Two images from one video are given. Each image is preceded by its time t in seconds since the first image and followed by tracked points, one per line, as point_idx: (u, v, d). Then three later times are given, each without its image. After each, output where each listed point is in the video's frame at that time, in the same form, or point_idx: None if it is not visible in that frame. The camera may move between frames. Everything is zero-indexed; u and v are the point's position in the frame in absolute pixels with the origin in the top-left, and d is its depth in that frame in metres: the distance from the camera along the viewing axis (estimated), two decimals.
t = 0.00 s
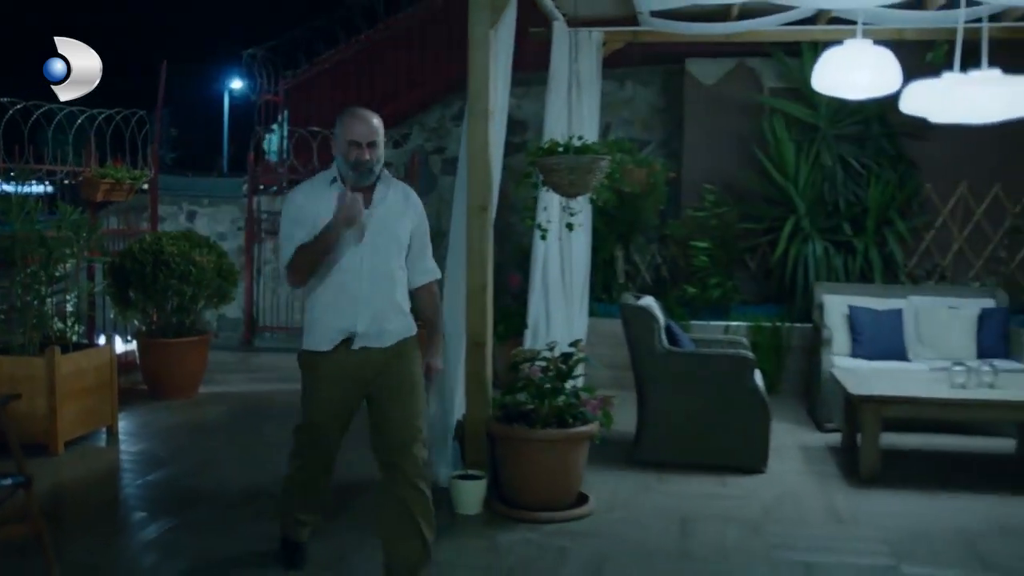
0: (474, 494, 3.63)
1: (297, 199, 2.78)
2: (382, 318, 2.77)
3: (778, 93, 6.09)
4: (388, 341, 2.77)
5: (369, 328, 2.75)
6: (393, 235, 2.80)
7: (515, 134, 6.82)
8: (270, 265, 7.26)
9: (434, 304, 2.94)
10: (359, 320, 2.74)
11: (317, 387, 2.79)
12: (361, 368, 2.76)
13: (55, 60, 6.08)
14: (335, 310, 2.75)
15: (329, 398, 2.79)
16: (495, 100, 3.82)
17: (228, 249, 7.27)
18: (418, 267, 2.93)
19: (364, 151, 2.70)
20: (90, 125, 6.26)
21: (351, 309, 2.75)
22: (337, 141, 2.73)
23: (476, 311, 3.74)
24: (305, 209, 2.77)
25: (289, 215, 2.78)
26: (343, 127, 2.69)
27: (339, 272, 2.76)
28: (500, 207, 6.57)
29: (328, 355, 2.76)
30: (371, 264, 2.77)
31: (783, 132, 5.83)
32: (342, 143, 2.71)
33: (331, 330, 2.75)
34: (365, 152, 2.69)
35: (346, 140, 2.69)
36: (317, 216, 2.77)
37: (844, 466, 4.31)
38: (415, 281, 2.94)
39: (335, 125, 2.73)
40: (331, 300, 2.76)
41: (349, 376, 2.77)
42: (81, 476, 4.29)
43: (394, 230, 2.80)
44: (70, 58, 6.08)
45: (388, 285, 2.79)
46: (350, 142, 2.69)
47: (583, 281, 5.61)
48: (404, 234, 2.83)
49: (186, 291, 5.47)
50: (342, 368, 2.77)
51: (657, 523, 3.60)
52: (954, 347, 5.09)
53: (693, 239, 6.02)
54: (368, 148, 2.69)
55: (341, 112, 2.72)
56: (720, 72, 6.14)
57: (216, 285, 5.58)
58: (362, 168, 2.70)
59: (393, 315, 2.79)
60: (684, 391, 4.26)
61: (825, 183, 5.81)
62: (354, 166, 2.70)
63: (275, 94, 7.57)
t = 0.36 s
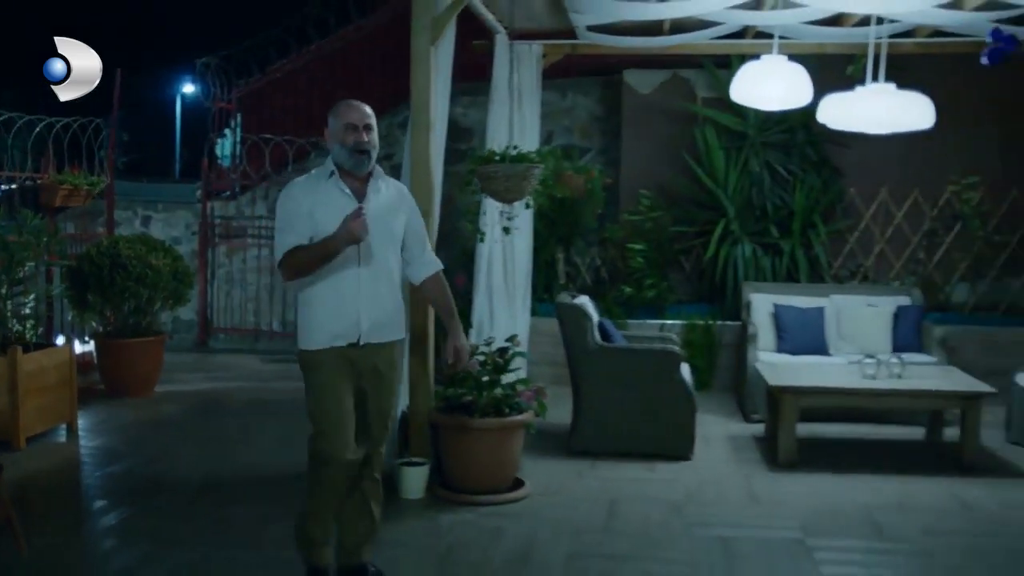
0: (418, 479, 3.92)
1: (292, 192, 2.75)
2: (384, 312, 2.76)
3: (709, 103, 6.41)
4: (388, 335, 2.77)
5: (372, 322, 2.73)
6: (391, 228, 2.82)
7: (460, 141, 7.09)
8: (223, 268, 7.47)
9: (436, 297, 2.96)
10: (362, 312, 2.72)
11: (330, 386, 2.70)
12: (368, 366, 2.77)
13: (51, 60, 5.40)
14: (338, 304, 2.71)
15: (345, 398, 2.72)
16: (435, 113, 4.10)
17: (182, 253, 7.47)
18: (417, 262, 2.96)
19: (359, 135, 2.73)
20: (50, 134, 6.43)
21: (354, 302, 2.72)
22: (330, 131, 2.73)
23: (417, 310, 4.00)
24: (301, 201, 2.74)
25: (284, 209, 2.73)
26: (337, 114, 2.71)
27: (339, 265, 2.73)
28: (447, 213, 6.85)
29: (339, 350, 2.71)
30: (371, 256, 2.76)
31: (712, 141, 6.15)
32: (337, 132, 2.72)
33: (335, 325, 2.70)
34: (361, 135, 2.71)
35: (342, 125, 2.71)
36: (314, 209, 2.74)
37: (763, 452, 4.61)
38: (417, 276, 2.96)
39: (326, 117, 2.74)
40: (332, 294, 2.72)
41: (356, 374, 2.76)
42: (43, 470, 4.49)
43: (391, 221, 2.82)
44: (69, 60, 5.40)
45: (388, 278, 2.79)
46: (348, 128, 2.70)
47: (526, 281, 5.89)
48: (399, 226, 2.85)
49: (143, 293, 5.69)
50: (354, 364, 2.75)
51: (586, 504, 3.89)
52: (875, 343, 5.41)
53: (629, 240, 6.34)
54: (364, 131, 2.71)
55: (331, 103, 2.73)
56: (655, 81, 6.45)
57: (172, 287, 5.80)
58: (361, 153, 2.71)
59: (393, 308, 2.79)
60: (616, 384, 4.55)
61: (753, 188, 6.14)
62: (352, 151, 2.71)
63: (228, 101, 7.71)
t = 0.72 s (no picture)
0: (362, 466, 4.16)
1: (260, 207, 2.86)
2: (356, 325, 2.89)
3: (645, 110, 6.70)
4: (360, 347, 2.90)
5: (347, 335, 2.86)
6: (356, 242, 2.96)
7: (407, 145, 7.33)
8: (176, 270, 7.66)
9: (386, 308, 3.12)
10: (338, 325, 2.85)
11: (310, 403, 2.83)
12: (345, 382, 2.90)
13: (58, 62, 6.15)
14: (314, 320, 2.83)
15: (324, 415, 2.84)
16: (375, 123, 4.35)
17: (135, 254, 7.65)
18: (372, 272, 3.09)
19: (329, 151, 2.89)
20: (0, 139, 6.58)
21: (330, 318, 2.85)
22: (297, 145, 2.89)
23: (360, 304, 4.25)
24: (272, 218, 2.85)
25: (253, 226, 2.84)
26: (306, 130, 2.87)
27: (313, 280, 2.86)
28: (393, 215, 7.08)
29: (317, 365, 2.84)
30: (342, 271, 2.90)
31: (646, 147, 6.44)
32: (306, 146, 2.87)
33: (312, 340, 2.82)
34: (331, 150, 2.88)
35: (312, 141, 2.87)
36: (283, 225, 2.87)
37: (690, 441, 4.89)
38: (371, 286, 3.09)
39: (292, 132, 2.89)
40: (307, 310, 2.84)
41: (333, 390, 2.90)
42: None
43: (356, 235, 2.97)
44: (71, 61, 6.21)
45: (357, 291, 2.94)
46: (317, 142, 2.87)
47: (470, 280, 6.14)
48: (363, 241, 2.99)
49: (96, 292, 5.86)
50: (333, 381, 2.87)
51: (519, 488, 4.15)
52: (797, 337, 5.73)
53: (569, 241, 6.63)
54: (333, 146, 2.88)
55: (297, 118, 2.89)
56: (594, 90, 6.73)
57: (125, 287, 5.96)
58: (332, 167, 2.87)
59: (363, 321, 2.92)
60: (551, 377, 4.81)
61: (684, 192, 6.43)
62: (323, 166, 2.87)
63: (179, 106, 7.92)
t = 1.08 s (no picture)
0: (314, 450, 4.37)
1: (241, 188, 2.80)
2: (334, 315, 2.85)
3: (591, 110, 6.95)
4: (333, 339, 2.84)
5: (318, 324, 2.81)
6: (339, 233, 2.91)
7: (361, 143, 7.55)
8: (135, 265, 7.82)
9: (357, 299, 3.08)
10: (312, 314, 2.81)
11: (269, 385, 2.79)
12: (319, 371, 2.84)
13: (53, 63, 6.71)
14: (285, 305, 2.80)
15: (284, 399, 2.80)
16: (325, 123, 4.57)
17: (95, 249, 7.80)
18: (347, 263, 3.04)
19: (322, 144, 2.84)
20: None
21: (302, 304, 2.81)
22: (291, 133, 2.82)
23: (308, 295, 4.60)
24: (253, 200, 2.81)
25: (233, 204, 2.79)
26: (304, 121, 2.81)
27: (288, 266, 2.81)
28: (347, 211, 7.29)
29: (285, 352, 2.80)
30: (320, 261, 2.85)
31: (592, 145, 6.70)
32: (301, 136, 2.81)
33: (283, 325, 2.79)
34: (326, 144, 2.83)
35: (310, 133, 2.81)
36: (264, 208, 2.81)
37: (627, 426, 5.14)
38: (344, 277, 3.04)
39: (287, 119, 2.83)
40: (281, 295, 2.81)
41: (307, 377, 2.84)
42: None
43: (340, 229, 2.90)
44: (72, 61, 6.56)
45: (335, 281, 2.88)
46: (314, 135, 2.81)
47: (422, 274, 6.36)
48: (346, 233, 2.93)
49: (56, 285, 6.04)
50: (302, 367, 2.82)
51: (461, 468, 4.38)
52: (734, 327, 5.99)
53: (518, 237, 6.82)
54: (327, 140, 2.83)
55: (294, 108, 2.83)
56: (542, 90, 6.97)
57: (85, 281, 6.13)
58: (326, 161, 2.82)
59: (338, 314, 2.86)
60: (495, 365, 5.05)
61: (628, 188, 6.67)
62: (317, 159, 2.81)
63: (139, 104, 8.01)
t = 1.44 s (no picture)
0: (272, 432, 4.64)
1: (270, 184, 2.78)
2: (348, 319, 2.81)
3: (549, 107, 7.17)
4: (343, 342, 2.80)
5: (323, 327, 2.77)
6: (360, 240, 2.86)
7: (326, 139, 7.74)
8: (104, 258, 7.94)
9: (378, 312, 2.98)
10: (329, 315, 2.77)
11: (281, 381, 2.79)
12: (334, 371, 2.80)
13: (59, 62, 7.42)
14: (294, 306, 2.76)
15: (294, 396, 2.80)
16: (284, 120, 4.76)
17: (65, 243, 7.94)
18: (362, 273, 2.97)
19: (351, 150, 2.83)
20: None
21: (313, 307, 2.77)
22: (324, 137, 2.81)
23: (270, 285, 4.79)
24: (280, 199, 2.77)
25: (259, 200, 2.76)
26: (338, 124, 2.80)
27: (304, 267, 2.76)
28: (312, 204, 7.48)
29: (296, 350, 2.77)
30: (339, 265, 2.79)
31: (549, 140, 6.93)
32: (333, 139, 2.80)
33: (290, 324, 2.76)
34: (355, 150, 2.82)
35: (341, 137, 2.80)
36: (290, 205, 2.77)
37: (578, 412, 5.36)
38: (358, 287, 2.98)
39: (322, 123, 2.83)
40: (294, 294, 2.77)
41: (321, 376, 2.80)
42: None
43: (361, 235, 2.84)
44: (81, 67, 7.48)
45: (350, 287, 2.82)
46: (345, 139, 2.80)
47: (384, 266, 6.55)
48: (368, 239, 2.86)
49: (25, 277, 6.20)
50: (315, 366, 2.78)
51: (415, 451, 4.58)
52: (683, 316, 6.23)
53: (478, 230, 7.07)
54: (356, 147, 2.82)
55: (330, 113, 2.84)
56: (501, 87, 7.17)
57: (54, 272, 6.29)
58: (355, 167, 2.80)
59: (346, 320, 2.81)
60: (449, 353, 5.25)
61: (583, 183, 6.89)
62: (346, 163, 2.79)
63: (108, 100, 8.23)
